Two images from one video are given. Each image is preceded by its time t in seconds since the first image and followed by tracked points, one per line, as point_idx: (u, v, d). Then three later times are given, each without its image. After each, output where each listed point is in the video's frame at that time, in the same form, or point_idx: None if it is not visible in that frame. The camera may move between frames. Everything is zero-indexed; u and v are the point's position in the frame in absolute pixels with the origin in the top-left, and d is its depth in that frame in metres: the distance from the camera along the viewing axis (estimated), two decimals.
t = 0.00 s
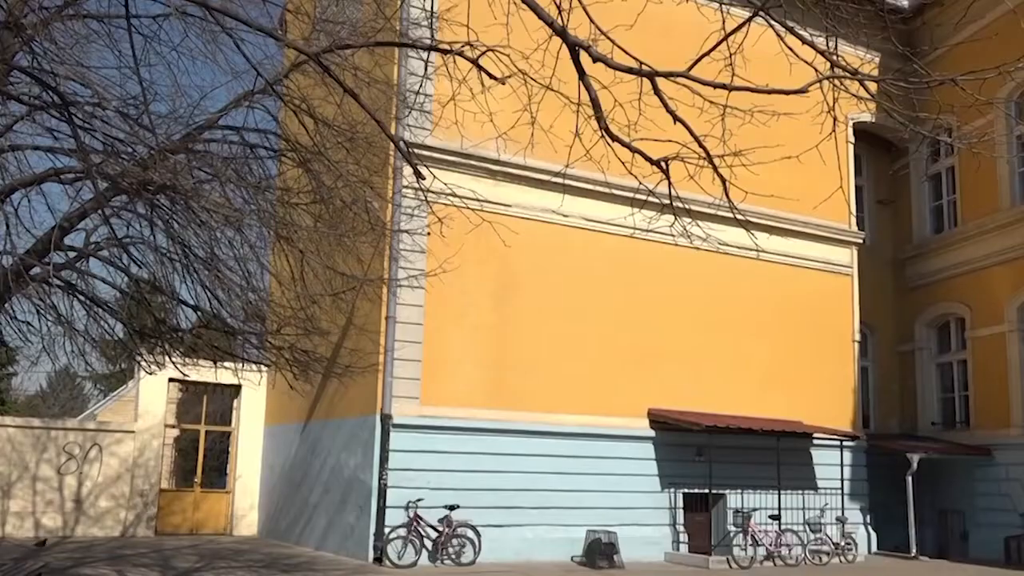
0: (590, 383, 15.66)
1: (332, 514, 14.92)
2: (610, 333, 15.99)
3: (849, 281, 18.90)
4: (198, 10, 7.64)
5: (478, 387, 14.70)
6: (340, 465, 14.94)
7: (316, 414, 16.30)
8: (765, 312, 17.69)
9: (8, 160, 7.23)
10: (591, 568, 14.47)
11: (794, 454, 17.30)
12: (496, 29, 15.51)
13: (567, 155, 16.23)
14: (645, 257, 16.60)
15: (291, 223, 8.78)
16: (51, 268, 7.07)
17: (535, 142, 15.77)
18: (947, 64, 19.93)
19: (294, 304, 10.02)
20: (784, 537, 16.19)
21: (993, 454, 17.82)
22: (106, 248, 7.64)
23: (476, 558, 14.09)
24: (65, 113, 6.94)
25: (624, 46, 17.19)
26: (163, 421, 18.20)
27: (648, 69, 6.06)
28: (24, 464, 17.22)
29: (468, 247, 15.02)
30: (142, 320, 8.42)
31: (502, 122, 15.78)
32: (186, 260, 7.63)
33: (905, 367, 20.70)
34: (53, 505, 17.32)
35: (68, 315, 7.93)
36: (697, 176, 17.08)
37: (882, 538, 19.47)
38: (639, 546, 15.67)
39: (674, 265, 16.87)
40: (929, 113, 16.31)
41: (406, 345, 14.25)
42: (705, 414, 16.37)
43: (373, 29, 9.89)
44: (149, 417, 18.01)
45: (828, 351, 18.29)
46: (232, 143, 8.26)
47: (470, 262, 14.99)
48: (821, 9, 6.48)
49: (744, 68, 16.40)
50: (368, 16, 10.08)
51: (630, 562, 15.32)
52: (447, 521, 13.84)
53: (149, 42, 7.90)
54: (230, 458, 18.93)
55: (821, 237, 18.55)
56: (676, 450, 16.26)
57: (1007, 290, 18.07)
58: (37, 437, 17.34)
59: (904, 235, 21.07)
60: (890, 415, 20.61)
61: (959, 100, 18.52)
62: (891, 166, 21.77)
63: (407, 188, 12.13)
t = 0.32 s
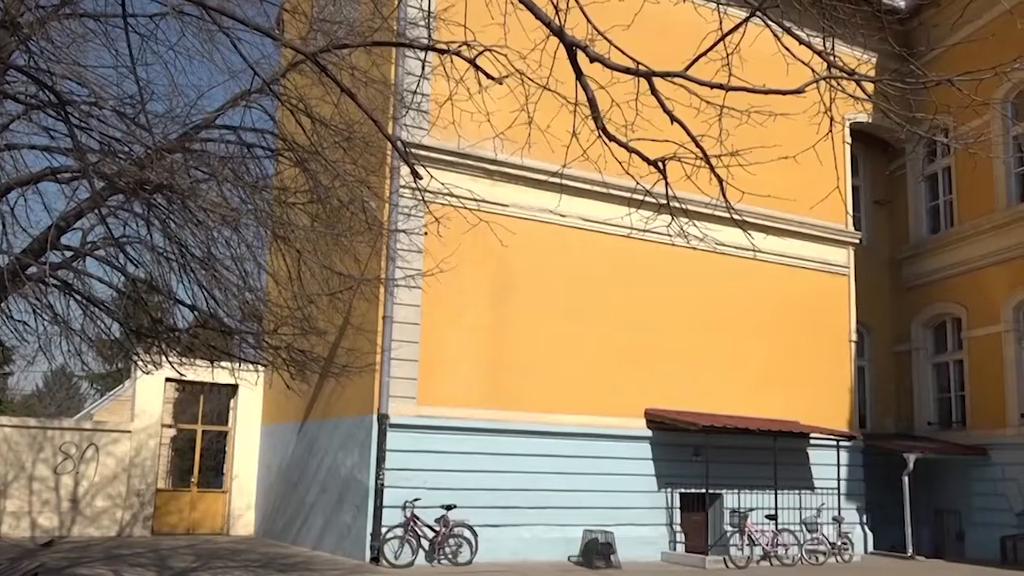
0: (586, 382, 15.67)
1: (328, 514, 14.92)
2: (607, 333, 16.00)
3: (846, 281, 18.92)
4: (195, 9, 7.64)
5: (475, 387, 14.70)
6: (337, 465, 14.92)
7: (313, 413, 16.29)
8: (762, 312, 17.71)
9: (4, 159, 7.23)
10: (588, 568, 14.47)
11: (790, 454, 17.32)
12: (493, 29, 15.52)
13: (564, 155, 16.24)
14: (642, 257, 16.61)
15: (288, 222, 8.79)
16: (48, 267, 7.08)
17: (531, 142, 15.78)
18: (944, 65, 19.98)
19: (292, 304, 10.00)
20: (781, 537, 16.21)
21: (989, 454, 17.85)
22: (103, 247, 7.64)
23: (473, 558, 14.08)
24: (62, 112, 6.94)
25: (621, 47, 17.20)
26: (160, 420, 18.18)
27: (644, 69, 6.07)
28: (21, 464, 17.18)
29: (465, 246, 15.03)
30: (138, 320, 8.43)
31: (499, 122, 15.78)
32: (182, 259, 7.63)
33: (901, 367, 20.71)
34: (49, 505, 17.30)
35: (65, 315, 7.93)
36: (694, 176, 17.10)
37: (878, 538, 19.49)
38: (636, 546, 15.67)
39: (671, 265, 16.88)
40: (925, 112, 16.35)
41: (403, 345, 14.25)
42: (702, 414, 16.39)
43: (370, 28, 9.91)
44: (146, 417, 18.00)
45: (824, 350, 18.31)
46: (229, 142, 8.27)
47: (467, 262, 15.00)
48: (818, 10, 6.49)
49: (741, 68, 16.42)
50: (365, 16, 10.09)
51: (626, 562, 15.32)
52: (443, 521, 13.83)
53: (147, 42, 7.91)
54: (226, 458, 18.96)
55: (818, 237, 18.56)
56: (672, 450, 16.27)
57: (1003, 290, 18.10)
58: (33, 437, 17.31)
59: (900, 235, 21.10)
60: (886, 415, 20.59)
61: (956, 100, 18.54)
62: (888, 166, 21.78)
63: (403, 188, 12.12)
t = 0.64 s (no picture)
0: (581, 382, 15.68)
1: (322, 513, 14.91)
2: (601, 332, 16.01)
3: (839, 281, 18.96)
4: (189, 7, 7.61)
5: (470, 386, 14.69)
6: (331, 464, 14.91)
7: (307, 413, 16.27)
8: (756, 312, 17.73)
9: None
10: (582, 568, 14.47)
11: (784, 454, 17.36)
12: (488, 28, 15.52)
13: (559, 155, 16.25)
14: (637, 258, 16.63)
15: (283, 221, 8.78)
16: (41, 266, 7.07)
17: (526, 142, 15.77)
18: (938, 66, 20.04)
19: (285, 303, 10.05)
20: (775, 537, 16.27)
21: (982, 454, 17.90)
22: (97, 246, 7.62)
23: (467, 557, 14.07)
24: (55, 110, 6.93)
25: (616, 47, 17.19)
26: (153, 420, 18.15)
27: (639, 69, 6.08)
28: (13, 464, 17.11)
29: (460, 246, 15.02)
30: (132, 318, 8.44)
31: (493, 121, 15.78)
32: (176, 258, 7.58)
33: (895, 367, 20.76)
34: (42, 504, 17.25)
35: (58, 313, 7.93)
36: (688, 177, 17.12)
37: (872, 537, 19.53)
38: (629, 546, 15.66)
39: (666, 265, 16.90)
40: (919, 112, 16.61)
41: (397, 345, 14.23)
42: (696, 414, 16.40)
43: (365, 27, 9.90)
44: (140, 416, 17.97)
45: (818, 350, 18.34)
46: (223, 141, 8.26)
47: (461, 262, 14.99)
48: (813, 10, 6.51)
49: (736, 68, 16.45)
50: (361, 15, 10.08)
51: (620, 561, 15.32)
52: (437, 520, 13.83)
53: (141, 40, 7.89)
54: (220, 458, 18.93)
55: (812, 237, 18.59)
56: (666, 449, 16.29)
57: (997, 290, 18.15)
58: (26, 436, 17.24)
59: (894, 235, 21.15)
60: (879, 415, 20.62)
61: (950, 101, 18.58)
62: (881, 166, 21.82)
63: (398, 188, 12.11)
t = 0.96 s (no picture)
0: (567, 380, 15.70)
1: (308, 512, 14.88)
2: (588, 331, 16.03)
3: (825, 281, 19.03)
4: (175, 4, 7.57)
5: (457, 385, 14.67)
6: (317, 462, 14.87)
7: (293, 411, 16.22)
8: (742, 312, 17.78)
9: None
10: (569, 567, 14.48)
11: (770, 454, 17.42)
12: (476, 27, 15.51)
13: (546, 154, 16.25)
14: (624, 258, 16.65)
15: (269, 219, 8.74)
16: (25, 263, 7.05)
17: (514, 141, 15.77)
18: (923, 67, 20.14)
19: (272, 302, 10.18)
20: (760, 536, 16.32)
21: (965, 454, 18.03)
22: (82, 244, 7.57)
23: (453, 556, 14.06)
24: (39, 107, 6.90)
25: (603, 47, 17.21)
26: (138, 418, 18.06)
27: (626, 69, 6.10)
28: None
29: (447, 246, 15.00)
30: (117, 317, 8.39)
31: (481, 120, 15.76)
32: (162, 256, 7.64)
33: (880, 367, 20.86)
34: (25, 503, 17.14)
35: (42, 311, 7.90)
36: (675, 177, 17.15)
37: (856, 536, 19.63)
38: (617, 545, 15.69)
39: (653, 264, 16.93)
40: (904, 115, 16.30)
41: (384, 343, 14.21)
42: (683, 413, 16.43)
43: (352, 24, 9.89)
44: (125, 414, 17.87)
45: (803, 350, 18.40)
46: (210, 139, 8.22)
47: (449, 262, 14.97)
48: (799, 12, 6.57)
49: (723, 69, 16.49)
50: (348, 12, 10.06)
51: (606, 560, 15.35)
52: (424, 519, 13.81)
53: (127, 36, 7.84)
54: (205, 457, 18.84)
55: (798, 237, 18.64)
56: (653, 449, 16.33)
57: (981, 292, 18.26)
58: (9, 435, 17.13)
59: (879, 236, 21.26)
60: (864, 415, 20.72)
61: (935, 103, 18.68)
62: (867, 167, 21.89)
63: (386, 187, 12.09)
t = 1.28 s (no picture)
0: (545, 379, 15.71)
1: (284, 511, 14.82)
2: (566, 331, 16.06)
3: (801, 281, 19.15)
4: None
5: (435, 384, 14.64)
6: (293, 461, 14.81)
7: (269, 410, 16.13)
8: (719, 312, 17.87)
9: None
10: (545, 566, 14.49)
11: (746, 453, 17.52)
12: (455, 25, 15.49)
13: (525, 153, 16.26)
14: (601, 258, 16.69)
15: (246, 217, 8.70)
16: None
17: (493, 140, 15.77)
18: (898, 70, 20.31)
19: (250, 300, 10.11)
20: (736, 535, 16.43)
21: (938, 453, 18.23)
22: (55, 240, 7.51)
23: (430, 555, 14.03)
24: (12, 101, 6.87)
25: (582, 46, 17.24)
26: (113, 416, 17.91)
27: (605, 69, 6.15)
28: None
29: (426, 244, 14.98)
30: (91, 314, 8.34)
31: (460, 119, 15.75)
32: (136, 252, 7.61)
33: (855, 367, 21.02)
34: None
35: (14, 308, 7.93)
36: (654, 177, 17.21)
37: (830, 535, 19.78)
38: (594, 544, 15.72)
39: (631, 264, 16.98)
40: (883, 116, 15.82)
41: (361, 342, 14.15)
42: (659, 413, 16.49)
43: (330, 22, 9.88)
44: (98, 413, 17.71)
45: (779, 350, 18.51)
46: (186, 135, 8.13)
47: (427, 260, 14.94)
48: (777, 14, 6.64)
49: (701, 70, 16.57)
50: (326, 9, 10.05)
51: (583, 559, 15.37)
52: (401, 518, 13.78)
53: (103, 31, 7.78)
54: (180, 455, 18.70)
55: (775, 238, 18.76)
56: (630, 448, 16.37)
57: (954, 293, 18.45)
58: None
59: (855, 237, 21.44)
60: (839, 414, 20.85)
61: (910, 105, 18.84)
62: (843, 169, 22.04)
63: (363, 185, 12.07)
